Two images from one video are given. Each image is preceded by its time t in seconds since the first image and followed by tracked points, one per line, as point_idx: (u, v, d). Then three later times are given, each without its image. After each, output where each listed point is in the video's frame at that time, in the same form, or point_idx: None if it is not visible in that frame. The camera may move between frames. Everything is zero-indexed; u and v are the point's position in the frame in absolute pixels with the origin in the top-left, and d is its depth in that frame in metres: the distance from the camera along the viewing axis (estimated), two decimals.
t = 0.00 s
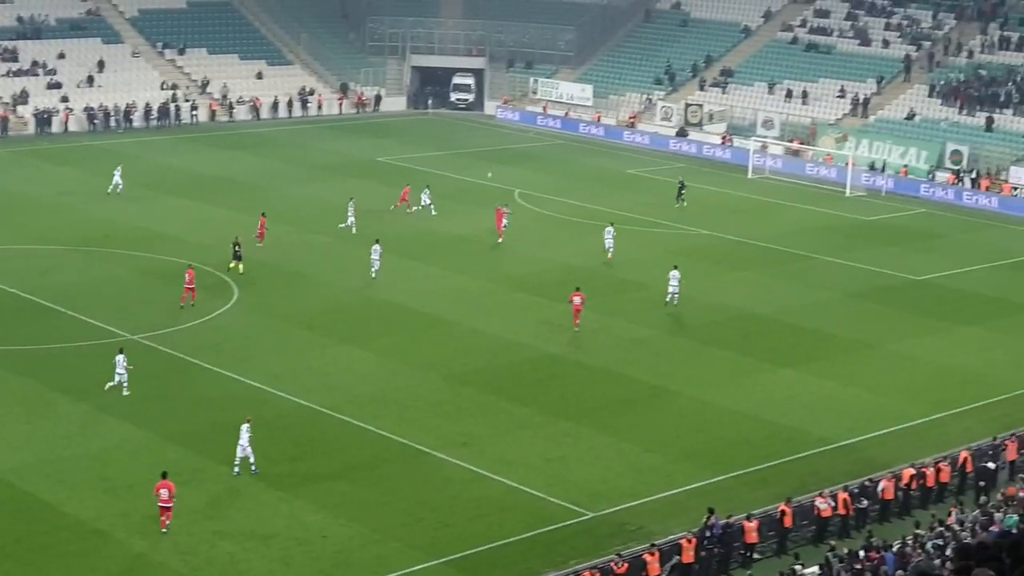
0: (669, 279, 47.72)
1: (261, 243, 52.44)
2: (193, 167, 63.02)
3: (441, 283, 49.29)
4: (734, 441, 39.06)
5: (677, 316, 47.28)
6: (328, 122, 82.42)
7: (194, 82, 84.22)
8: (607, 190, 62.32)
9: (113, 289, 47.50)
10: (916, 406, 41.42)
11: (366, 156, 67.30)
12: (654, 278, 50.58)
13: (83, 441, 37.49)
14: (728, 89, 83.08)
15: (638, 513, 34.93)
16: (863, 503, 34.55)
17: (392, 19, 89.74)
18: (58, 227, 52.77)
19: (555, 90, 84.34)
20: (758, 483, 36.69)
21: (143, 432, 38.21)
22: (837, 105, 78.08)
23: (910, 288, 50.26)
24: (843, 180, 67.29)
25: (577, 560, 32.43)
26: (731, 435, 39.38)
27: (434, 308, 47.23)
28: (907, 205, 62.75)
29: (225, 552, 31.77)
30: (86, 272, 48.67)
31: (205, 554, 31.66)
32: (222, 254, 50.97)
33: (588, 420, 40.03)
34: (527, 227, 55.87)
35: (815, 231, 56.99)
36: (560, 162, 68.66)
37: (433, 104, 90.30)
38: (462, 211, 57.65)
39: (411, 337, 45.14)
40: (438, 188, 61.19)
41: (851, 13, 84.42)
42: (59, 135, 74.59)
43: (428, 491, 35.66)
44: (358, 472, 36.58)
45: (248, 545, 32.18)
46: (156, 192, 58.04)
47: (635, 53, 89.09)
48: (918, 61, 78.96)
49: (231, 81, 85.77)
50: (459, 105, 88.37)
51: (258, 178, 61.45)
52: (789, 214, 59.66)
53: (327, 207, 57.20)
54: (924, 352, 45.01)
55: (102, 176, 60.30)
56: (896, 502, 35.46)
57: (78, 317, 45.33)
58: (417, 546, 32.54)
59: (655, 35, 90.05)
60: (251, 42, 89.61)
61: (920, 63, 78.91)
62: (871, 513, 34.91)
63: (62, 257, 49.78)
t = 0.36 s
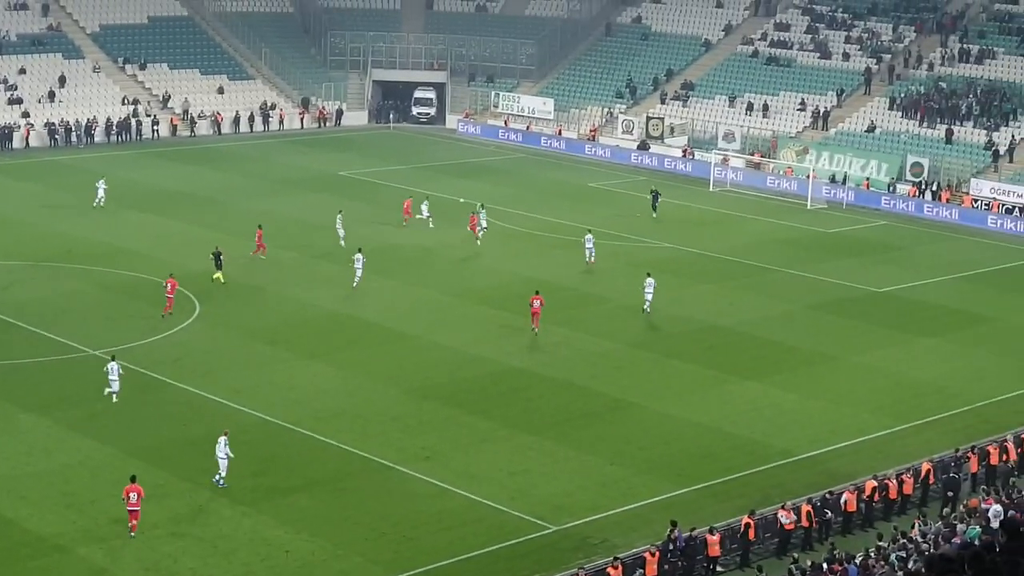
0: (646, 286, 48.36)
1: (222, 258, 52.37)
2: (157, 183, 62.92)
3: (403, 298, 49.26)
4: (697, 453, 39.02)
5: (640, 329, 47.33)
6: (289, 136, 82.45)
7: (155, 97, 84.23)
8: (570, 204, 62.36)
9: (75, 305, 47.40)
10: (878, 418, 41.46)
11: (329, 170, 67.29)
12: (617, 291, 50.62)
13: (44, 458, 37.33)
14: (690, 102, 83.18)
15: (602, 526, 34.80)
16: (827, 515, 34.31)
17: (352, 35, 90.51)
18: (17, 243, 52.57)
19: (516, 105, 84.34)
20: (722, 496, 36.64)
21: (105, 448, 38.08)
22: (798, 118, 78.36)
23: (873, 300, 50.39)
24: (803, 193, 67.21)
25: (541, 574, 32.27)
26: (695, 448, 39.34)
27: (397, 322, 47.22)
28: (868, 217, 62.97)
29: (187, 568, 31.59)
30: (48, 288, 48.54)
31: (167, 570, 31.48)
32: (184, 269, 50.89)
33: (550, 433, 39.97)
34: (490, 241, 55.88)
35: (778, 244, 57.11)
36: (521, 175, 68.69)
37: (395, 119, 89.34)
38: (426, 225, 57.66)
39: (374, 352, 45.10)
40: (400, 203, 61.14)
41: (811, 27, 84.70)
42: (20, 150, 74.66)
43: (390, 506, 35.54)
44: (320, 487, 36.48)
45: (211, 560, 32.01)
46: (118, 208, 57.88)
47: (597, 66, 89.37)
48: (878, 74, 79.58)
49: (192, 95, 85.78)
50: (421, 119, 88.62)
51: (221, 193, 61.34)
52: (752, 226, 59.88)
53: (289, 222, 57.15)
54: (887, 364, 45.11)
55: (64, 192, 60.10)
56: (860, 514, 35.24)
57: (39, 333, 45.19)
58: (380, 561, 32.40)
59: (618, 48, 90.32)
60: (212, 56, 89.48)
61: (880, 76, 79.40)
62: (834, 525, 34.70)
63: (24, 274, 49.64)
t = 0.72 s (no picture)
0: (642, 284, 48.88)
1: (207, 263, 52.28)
2: (142, 186, 62.81)
3: (388, 301, 49.22)
4: (682, 457, 39.01)
5: (625, 333, 47.33)
6: (274, 140, 82.37)
7: (140, 101, 84.09)
8: (556, 208, 62.29)
9: (60, 309, 47.32)
10: (864, 421, 41.49)
11: (314, 174, 67.21)
12: (603, 295, 50.62)
13: (28, 463, 37.24)
14: (674, 106, 83.25)
15: (588, 530, 34.75)
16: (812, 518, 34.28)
17: (337, 37, 90.70)
18: None
19: (501, 108, 84.43)
20: (708, 499, 36.62)
21: (89, 453, 37.99)
22: (783, 121, 78.39)
23: (858, 303, 50.43)
24: (788, 197, 67.45)
25: None
26: (681, 451, 39.33)
27: (382, 326, 47.18)
28: (853, 220, 63.08)
29: (172, 572, 31.48)
30: (33, 292, 48.45)
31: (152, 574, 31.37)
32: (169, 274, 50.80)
33: (536, 437, 39.94)
34: (475, 245, 55.84)
35: (764, 247, 57.13)
36: (507, 179, 68.67)
37: (380, 122, 89.61)
38: (411, 228, 57.63)
39: (359, 356, 45.06)
40: (385, 207, 61.05)
41: (796, 30, 84.72)
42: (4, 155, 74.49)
43: (375, 510, 35.48)
44: (305, 491, 36.42)
45: (196, 564, 31.91)
46: (102, 212, 57.75)
47: (582, 69, 89.37)
48: (863, 77, 79.71)
49: (177, 99, 85.62)
50: (406, 123, 89.09)
51: (205, 197, 61.22)
52: (737, 229, 59.94)
53: (274, 226, 57.05)
54: (872, 367, 45.14)
55: (47, 197, 59.94)
56: (845, 516, 35.22)
57: (23, 337, 45.10)
58: (365, 565, 32.32)
59: (603, 51, 90.34)
60: (197, 59, 89.30)
61: (865, 79, 79.54)
62: (820, 528, 34.67)
63: (8, 278, 49.54)
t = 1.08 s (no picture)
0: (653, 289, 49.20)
1: (207, 268, 52.32)
2: (141, 192, 62.88)
3: (387, 307, 49.23)
4: (682, 462, 38.99)
5: (625, 338, 47.35)
6: (273, 146, 82.39)
7: (140, 107, 84.17)
8: (556, 213, 62.28)
9: (61, 314, 47.38)
10: (864, 426, 41.47)
11: (314, 180, 67.24)
12: (602, 300, 50.63)
13: (28, 468, 37.26)
14: (673, 111, 83.32)
15: (587, 535, 34.73)
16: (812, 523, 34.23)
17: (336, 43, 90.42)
18: None
19: (501, 114, 84.50)
20: (707, 504, 36.60)
21: (89, 459, 38.00)
22: (782, 126, 78.46)
23: (857, 308, 50.44)
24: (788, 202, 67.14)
25: None
26: (681, 456, 39.30)
27: (382, 331, 47.19)
28: (853, 225, 63.14)
29: None
30: (33, 298, 48.50)
31: None
32: (169, 279, 50.88)
33: (536, 442, 39.94)
34: (474, 249, 55.87)
35: (763, 252, 57.13)
36: (506, 184, 68.70)
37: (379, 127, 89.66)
38: (410, 234, 57.66)
39: (359, 361, 45.07)
40: (385, 212, 61.08)
41: (795, 35, 84.78)
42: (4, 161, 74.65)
43: (375, 516, 35.45)
44: (304, 497, 36.41)
45: (196, 570, 31.91)
46: (102, 218, 57.80)
47: (582, 74, 89.45)
48: (862, 82, 79.76)
49: (176, 105, 85.70)
50: (404, 128, 89.24)
51: (204, 203, 61.27)
52: (737, 234, 59.95)
53: (273, 231, 57.10)
54: (871, 371, 45.15)
55: (47, 202, 59.99)
56: (845, 522, 35.17)
57: (23, 343, 45.16)
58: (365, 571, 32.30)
59: (601, 57, 90.39)
60: (197, 65, 89.43)
61: (865, 84, 79.61)
62: (820, 533, 34.61)
63: (9, 283, 49.60)
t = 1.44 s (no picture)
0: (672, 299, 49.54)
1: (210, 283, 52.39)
2: (145, 208, 62.94)
3: (390, 322, 49.19)
4: (686, 476, 38.89)
5: (629, 352, 47.27)
6: (275, 161, 82.49)
7: (144, 122, 84.37)
8: (560, 227, 62.24)
9: (65, 330, 47.40)
10: (868, 440, 41.34)
11: (317, 195, 67.27)
12: (606, 314, 50.58)
13: (31, 484, 37.22)
14: (676, 125, 83.33)
15: (592, 550, 34.62)
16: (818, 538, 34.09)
17: (340, 59, 90.35)
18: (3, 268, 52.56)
19: (504, 128, 84.46)
20: (712, 519, 36.47)
21: (93, 474, 37.96)
22: (786, 141, 78.44)
23: (861, 322, 50.33)
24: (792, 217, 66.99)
25: None
26: (685, 471, 39.19)
27: (385, 347, 47.17)
28: (858, 239, 63.03)
29: None
30: (38, 313, 48.54)
31: None
32: (172, 294, 50.91)
33: (540, 457, 39.86)
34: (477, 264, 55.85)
35: (767, 266, 57.05)
36: (509, 199, 68.64)
37: (383, 142, 89.63)
38: (413, 248, 57.66)
39: (362, 376, 45.03)
40: (388, 227, 61.11)
41: (798, 49, 84.76)
42: (8, 176, 74.87)
43: (378, 531, 35.36)
44: (308, 512, 36.34)
45: None
46: (106, 233, 57.87)
47: (586, 89, 89.51)
48: (866, 96, 79.71)
49: (181, 121, 85.82)
50: (408, 143, 88.64)
51: (208, 218, 61.34)
52: (741, 248, 59.85)
53: (278, 246, 57.15)
54: (876, 386, 45.02)
55: (51, 218, 60.07)
56: (851, 537, 35.02)
57: (27, 358, 45.18)
58: None
59: (605, 71, 90.41)
60: (201, 81, 89.61)
61: (868, 98, 79.56)
62: (825, 548, 34.45)
63: (12, 299, 49.64)
